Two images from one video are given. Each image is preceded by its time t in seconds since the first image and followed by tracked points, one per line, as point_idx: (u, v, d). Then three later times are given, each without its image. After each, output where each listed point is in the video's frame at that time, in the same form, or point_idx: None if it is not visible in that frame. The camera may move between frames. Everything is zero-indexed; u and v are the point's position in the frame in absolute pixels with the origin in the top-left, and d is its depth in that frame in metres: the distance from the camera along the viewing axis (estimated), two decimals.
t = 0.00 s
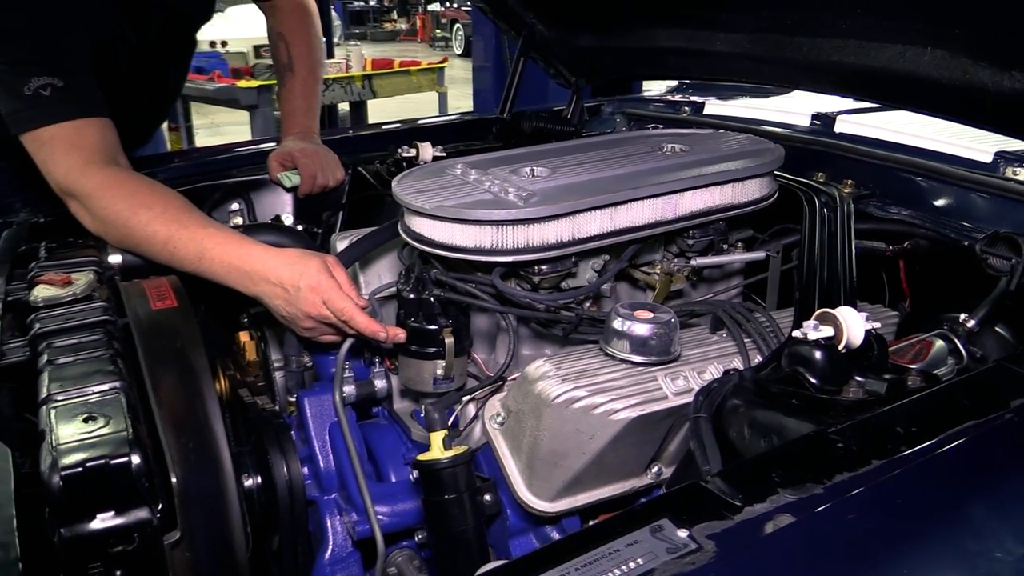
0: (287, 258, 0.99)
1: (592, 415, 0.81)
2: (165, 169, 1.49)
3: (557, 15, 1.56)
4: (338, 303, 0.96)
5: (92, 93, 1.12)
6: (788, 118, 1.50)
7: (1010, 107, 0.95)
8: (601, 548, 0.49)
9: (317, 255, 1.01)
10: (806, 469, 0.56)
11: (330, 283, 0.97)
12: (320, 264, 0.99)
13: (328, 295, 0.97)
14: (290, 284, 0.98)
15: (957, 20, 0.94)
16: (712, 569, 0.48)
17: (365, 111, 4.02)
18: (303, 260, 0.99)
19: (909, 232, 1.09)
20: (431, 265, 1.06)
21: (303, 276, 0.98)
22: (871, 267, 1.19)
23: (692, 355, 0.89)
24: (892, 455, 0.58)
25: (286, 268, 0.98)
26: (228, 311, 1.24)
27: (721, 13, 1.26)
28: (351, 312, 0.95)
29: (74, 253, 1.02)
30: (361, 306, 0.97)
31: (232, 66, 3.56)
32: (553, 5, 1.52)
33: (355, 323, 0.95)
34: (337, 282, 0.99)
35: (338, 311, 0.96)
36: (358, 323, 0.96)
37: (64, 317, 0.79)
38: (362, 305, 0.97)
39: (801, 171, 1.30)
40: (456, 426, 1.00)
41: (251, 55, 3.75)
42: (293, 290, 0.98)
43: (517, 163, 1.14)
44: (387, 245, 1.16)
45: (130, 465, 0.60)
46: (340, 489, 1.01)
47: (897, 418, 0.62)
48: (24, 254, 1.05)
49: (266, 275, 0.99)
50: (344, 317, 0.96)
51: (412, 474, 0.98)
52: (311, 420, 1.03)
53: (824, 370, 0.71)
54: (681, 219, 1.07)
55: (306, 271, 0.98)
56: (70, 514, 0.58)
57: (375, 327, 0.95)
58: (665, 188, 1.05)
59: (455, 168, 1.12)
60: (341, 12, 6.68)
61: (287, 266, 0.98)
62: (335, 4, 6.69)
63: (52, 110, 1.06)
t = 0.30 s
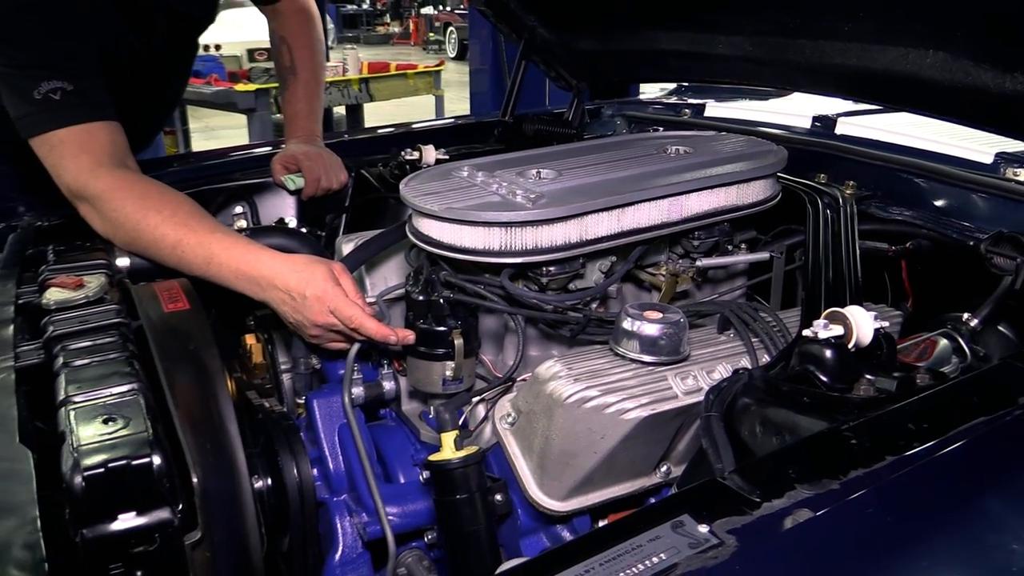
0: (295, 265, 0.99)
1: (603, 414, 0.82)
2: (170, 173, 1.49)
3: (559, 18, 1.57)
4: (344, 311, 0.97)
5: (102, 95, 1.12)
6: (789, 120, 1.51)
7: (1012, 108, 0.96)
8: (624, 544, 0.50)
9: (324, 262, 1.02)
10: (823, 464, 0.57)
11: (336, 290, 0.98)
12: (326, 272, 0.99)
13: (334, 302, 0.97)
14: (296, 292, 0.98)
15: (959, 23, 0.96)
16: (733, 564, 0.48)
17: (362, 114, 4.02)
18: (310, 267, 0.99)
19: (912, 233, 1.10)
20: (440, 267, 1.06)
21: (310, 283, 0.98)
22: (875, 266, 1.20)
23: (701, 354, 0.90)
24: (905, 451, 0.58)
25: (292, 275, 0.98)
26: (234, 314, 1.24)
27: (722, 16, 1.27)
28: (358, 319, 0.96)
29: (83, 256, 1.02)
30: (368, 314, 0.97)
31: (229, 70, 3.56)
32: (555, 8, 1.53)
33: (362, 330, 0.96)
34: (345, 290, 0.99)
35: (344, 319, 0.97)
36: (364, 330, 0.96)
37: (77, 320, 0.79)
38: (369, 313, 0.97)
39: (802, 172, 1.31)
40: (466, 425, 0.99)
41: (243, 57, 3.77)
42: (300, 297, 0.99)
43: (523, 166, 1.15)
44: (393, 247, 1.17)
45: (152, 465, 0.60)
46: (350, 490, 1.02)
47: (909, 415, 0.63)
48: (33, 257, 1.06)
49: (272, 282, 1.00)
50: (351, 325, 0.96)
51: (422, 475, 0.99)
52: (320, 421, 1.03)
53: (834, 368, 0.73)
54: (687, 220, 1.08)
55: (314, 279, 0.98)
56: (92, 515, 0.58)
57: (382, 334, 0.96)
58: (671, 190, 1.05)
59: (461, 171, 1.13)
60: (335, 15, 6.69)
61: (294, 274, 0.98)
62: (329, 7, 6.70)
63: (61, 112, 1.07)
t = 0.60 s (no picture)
0: (304, 269, 1.00)
1: (614, 416, 0.83)
2: (176, 177, 1.50)
3: (561, 23, 1.59)
4: (352, 314, 0.98)
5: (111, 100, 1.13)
6: (790, 125, 1.53)
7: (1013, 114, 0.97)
8: (643, 542, 0.51)
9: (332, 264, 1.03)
10: (835, 465, 0.58)
11: (345, 293, 0.99)
12: (335, 275, 1.00)
13: (343, 306, 0.98)
14: (306, 294, 0.99)
15: (961, 30, 0.97)
16: (750, 562, 0.49)
17: (360, 118, 4.03)
18: (319, 271, 1.00)
19: (914, 237, 1.11)
20: (447, 270, 1.07)
21: (319, 287, 0.99)
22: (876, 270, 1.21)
23: (708, 357, 0.91)
24: (914, 452, 0.60)
25: (302, 279, 0.99)
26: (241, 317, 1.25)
27: (725, 22, 1.29)
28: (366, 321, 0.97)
29: (94, 259, 1.02)
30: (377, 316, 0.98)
31: (227, 74, 3.56)
32: (558, 13, 1.55)
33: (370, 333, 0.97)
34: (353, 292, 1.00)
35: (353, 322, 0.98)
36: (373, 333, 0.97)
37: (92, 323, 0.80)
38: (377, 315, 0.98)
39: (803, 177, 1.32)
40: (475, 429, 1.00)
41: (240, 61, 3.78)
42: (309, 300, 1.00)
43: (529, 170, 1.16)
44: (400, 251, 1.17)
45: (173, 467, 0.61)
46: (359, 492, 1.03)
47: (916, 415, 0.64)
48: (43, 261, 1.06)
49: (281, 285, 1.01)
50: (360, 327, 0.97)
51: (432, 476, 1.01)
52: (330, 424, 1.04)
53: (842, 370, 0.74)
54: (691, 224, 1.09)
55: (323, 282, 0.99)
56: (114, 517, 0.59)
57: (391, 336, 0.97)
58: (676, 194, 1.07)
59: (468, 175, 1.14)
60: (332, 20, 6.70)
61: (304, 278, 1.00)
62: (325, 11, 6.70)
63: (71, 117, 1.07)
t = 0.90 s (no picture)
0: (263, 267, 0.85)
1: (620, 419, 0.84)
2: (176, 183, 1.50)
3: (560, 30, 1.60)
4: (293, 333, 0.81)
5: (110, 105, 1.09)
6: (785, 131, 1.55)
7: (1007, 121, 0.99)
8: (658, 542, 0.52)
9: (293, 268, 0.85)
10: (842, 466, 0.59)
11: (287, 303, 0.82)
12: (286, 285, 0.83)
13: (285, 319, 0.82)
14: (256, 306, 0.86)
15: (956, 38, 0.99)
16: (763, 560, 0.51)
17: (353, 124, 4.04)
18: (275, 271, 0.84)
19: (909, 241, 1.13)
20: (452, 276, 1.09)
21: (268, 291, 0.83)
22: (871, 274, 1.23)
23: (710, 361, 0.93)
24: (917, 452, 0.61)
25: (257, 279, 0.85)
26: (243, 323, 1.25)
27: (723, 29, 1.31)
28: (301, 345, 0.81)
29: (99, 267, 1.03)
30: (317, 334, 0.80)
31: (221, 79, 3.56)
32: (557, 20, 1.57)
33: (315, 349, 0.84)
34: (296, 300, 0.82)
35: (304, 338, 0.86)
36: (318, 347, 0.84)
37: (103, 330, 0.80)
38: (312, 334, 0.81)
39: (799, 182, 1.34)
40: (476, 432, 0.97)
41: (230, 66, 3.79)
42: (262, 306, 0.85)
43: (531, 177, 1.17)
44: (403, 258, 1.18)
45: (191, 472, 0.61)
46: (364, 497, 1.03)
47: (919, 417, 0.66)
48: (48, 270, 1.06)
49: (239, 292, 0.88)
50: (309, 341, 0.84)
51: (437, 480, 1.02)
52: (335, 429, 1.04)
53: (845, 372, 0.76)
54: (691, 230, 1.11)
55: (271, 285, 0.83)
56: (133, 522, 0.59)
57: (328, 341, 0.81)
58: (677, 200, 1.08)
59: (471, 182, 1.15)
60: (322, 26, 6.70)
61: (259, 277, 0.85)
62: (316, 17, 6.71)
63: (70, 127, 1.03)
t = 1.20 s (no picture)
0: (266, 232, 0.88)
1: (625, 420, 0.85)
2: (177, 188, 1.51)
3: (558, 37, 1.62)
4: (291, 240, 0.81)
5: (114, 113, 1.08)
6: (781, 137, 1.57)
7: (1001, 127, 1.01)
8: (671, 538, 0.53)
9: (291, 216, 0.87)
10: (848, 463, 0.61)
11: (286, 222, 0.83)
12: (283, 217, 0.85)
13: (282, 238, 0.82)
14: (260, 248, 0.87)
15: (951, 47, 1.01)
16: (774, 555, 0.52)
17: (347, 129, 4.05)
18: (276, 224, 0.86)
19: (904, 245, 1.16)
20: (455, 280, 1.10)
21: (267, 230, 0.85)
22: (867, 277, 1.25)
23: (713, 363, 0.94)
24: (921, 449, 0.63)
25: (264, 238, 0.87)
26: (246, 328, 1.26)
27: (721, 36, 1.33)
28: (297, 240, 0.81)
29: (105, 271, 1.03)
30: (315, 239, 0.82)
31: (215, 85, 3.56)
32: (556, 27, 1.58)
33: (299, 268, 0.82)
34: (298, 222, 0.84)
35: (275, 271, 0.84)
36: (305, 258, 0.82)
37: (113, 334, 0.81)
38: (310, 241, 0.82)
39: (796, 187, 1.36)
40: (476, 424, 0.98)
41: (220, 72, 3.80)
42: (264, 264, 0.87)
43: (533, 183, 1.19)
44: (406, 263, 1.19)
45: (208, 473, 0.62)
46: (370, 499, 1.04)
47: (921, 415, 0.67)
48: (54, 272, 1.06)
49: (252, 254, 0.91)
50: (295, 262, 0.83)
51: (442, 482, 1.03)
52: (340, 432, 1.05)
53: (847, 373, 0.77)
54: (691, 234, 1.12)
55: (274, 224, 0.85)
56: (151, 522, 0.60)
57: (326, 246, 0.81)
58: (677, 205, 1.10)
59: (473, 187, 1.17)
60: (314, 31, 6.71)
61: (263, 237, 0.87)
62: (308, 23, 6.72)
63: (74, 134, 1.03)
